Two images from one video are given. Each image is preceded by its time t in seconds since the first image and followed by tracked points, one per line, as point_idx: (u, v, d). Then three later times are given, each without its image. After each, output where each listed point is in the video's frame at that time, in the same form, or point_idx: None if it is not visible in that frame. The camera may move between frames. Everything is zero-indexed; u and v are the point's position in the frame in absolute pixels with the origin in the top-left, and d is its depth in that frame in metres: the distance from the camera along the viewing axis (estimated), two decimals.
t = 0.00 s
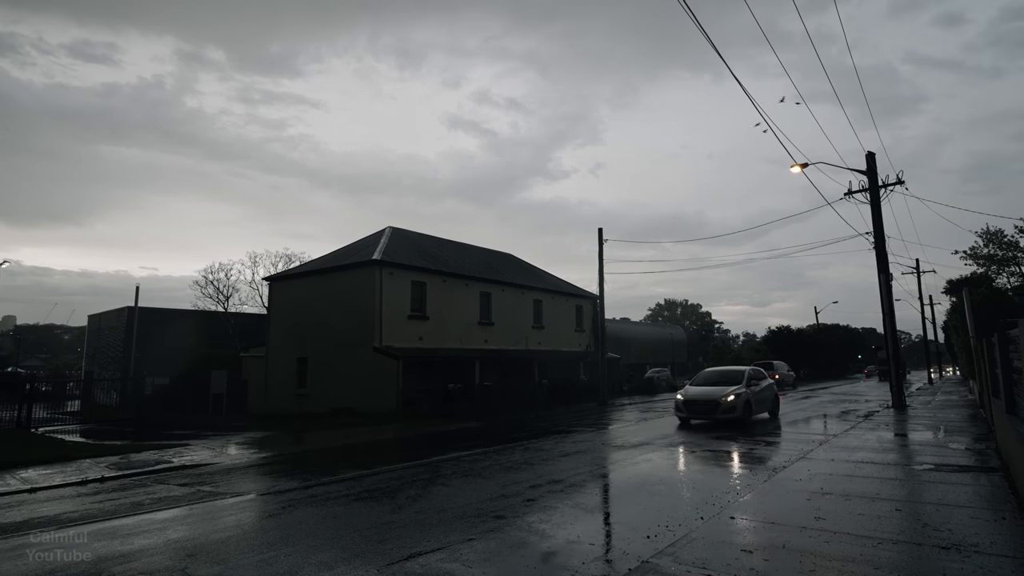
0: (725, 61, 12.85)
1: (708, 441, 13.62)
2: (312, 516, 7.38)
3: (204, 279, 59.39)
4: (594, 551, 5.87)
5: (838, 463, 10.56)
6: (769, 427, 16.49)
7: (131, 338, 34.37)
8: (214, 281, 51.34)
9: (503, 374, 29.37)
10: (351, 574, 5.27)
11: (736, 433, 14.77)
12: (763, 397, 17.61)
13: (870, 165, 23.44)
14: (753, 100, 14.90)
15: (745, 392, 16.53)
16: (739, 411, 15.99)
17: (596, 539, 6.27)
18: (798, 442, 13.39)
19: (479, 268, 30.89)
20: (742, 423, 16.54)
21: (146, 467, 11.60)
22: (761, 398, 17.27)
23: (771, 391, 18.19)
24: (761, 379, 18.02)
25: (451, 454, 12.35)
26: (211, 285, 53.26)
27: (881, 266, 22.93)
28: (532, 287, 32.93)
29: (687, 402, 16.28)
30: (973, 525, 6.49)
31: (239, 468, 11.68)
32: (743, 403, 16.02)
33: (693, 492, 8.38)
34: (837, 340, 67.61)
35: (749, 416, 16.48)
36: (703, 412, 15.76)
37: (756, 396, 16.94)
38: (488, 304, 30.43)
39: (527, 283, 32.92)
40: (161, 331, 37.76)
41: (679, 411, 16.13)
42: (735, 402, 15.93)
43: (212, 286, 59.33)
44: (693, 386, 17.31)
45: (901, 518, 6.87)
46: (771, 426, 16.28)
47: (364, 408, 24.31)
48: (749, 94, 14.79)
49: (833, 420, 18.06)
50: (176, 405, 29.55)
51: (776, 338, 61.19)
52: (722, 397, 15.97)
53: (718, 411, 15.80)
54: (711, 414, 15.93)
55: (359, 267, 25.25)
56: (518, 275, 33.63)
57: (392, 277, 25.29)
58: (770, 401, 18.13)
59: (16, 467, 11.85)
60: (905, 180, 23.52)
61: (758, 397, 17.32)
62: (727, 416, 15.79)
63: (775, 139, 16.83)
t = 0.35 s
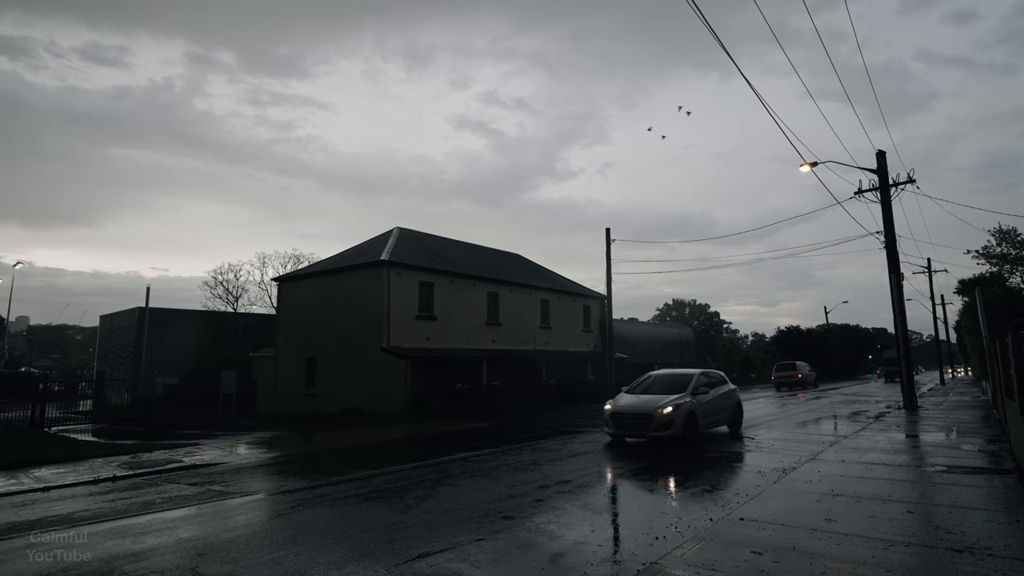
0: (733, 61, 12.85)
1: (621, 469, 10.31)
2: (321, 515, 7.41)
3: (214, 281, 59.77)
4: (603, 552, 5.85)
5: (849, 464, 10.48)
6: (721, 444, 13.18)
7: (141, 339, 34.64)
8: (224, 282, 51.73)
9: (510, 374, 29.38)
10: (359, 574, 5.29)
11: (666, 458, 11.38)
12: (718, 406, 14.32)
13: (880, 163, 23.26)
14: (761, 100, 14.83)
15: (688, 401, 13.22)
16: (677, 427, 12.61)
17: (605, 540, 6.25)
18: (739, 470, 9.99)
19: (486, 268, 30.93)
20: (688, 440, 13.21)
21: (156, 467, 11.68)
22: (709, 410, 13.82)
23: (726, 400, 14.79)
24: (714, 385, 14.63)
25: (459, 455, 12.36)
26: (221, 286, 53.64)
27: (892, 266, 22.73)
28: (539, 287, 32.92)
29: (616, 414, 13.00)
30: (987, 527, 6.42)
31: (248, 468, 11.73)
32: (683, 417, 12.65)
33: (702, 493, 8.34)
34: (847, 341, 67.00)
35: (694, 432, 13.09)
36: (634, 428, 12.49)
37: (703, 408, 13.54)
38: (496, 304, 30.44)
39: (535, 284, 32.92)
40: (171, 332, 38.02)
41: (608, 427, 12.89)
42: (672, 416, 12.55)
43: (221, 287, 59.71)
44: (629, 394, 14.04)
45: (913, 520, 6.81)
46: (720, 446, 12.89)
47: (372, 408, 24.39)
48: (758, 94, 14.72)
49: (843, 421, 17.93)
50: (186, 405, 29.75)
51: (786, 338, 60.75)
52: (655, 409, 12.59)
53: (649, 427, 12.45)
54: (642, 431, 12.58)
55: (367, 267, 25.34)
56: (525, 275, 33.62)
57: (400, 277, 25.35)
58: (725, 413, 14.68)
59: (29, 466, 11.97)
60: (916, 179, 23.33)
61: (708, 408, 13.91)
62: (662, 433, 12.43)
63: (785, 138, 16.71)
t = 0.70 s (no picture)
0: (740, 59, 12.89)
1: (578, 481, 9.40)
2: (328, 515, 7.44)
3: (222, 282, 59.97)
4: (611, 553, 5.83)
5: (858, 465, 10.39)
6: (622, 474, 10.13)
7: (150, 339, 34.87)
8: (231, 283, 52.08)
9: (516, 374, 29.41)
10: (365, 574, 5.30)
11: (534, 494, 8.45)
12: (631, 422, 11.33)
13: (889, 161, 23.08)
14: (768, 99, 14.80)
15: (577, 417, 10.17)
16: (556, 451, 9.56)
17: (612, 540, 6.24)
18: (605, 520, 7.00)
19: (492, 268, 30.92)
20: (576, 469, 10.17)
21: (165, 467, 11.74)
22: (610, 428, 10.66)
23: (643, 414, 11.64)
24: (625, 396, 11.55)
25: (465, 455, 12.40)
26: (229, 287, 53.92)
27: (901, 265, 22.53)
28: (546, 287, 32.88)
29: (481, 433, 10.05)
30: (998, 529, 6.36)
31: (256, 467, 11.76)
32: (565, 436, 9.64)
33: (709, 494, 8.31)
34: (856, 342, 66.46)
35: (584, 458, 10.03)
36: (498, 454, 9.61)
37: (602, 424, 10.48)
38: (502, 304, 30.43)
39: (541, 284, 32.88)
40: (180, 332, 38.30)
41: (472, 450, 10.00)
42: (547, 436, 9.54)
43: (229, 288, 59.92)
44: (512, 405, 11.07)
45: (924, 521, 6.75)
46: (614, 476, 9.79)
47: (379, 408, 24.44)
48: (765, 92, 14.68)
49: (851, 421, 17.81)
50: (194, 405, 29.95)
51: (793, 338, 60.36)
52: (525, 428, 9.61)
53: (516, 450, 9.53)
54: (508, 456, 9.64)
55: (374, 267, 25.41)
56: (531, 275, 33.60)
57: (407, 277, 25.41)
58: (639, 430, 11.51)
59: (40, 465, 12.08)
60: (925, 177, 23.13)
61: (612, 425, 10.87)
62: (532, 461, 9.48)
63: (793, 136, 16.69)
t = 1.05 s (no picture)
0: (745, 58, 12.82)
1: (582, 482, 9.35)
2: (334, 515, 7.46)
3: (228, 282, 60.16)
4: (615, 553, 5.81)
5: (866, 466, 10.31)
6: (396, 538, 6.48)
7: (158, 340, 35.10)
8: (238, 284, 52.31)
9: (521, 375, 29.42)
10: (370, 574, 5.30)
11: None
12: (448, 451, 7.67)
13: (897, 160, 22.92)
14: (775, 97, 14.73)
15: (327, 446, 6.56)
16: (273, 508, 6.03)
17: (617, 541, 6.21)
18: None
19: (497, 268, 30.91)
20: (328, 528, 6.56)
21: (172, 467, 11.78)
22: (397, 463, 7.05)
23: (476, 438, 8.05)
24: (446, 410, 7.97)
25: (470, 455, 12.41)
26: (236, 288, 54.16)
27: (909, 264, 22.37)
28: (550, 287, 32.84)
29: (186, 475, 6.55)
30: (1008, 531, 6.30)
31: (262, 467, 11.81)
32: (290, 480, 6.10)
33: (715, 494, 8.27)
34: (863, 342, 65.95)
35: (341, 511, 6.50)
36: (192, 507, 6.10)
37: (381, 457, 6.91)
38: (507, 304, 30.42)
39: (545, 284, 32.85)
40: (186, 333, 38.51)
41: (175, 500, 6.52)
42: (259, 479, 6.03)
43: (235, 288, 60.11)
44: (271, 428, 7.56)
45: (932, 522, 6.69)
46: (374, 543, 6.20)
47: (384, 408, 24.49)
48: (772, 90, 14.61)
49: (859, 421, 17.71)
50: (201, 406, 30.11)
51: (800, 338, 59.99)
52: (227, 468, 6.13)
53: (214, 502, 6.04)
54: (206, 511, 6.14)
55: (379, 268, 25.44)
56: (536, 275, 33.57)
57: (412, 277, 25.43)
58: (466, 460, 7.90)
59: (48, 465, 12.16)
60: (933, 176, 22.94)
61: (407, 457, 7.21)
62: (234, 519, 5.97)
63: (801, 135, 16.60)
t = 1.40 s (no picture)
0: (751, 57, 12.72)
1: (585, 483, 9.32)
2: (338, 515, 7.47)
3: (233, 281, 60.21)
4: (618, 554, 5.79)
5: (871, 466, 10.25)
6: None
7: (163, 339, 35.22)
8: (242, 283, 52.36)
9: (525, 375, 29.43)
10: (373, 574, 5.30)
11: None
12: None
13: (903, 160, 22.80)
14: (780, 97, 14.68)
15: None
16: None
17: (620, 542, 6.19)
18: None
19: (501, 268, 30.91)
20: None
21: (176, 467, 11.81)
22: None
23: (67, 487, 5.09)
24: (22, 448, 5.08)
25: (474, 455, 12.42)
26: (240, 288, 54.21)
27: (915, 264, 22.27)
28: (554, 287, 32.82)
29: None
30: (1015, 533, 6.25)
31: (266, 467, 11.85)
32: None
33: (717, 495, 8.25)
34: (867, 342, 65.56)
35: None
36: None
37: None
38: (511, 304, 30.42)
39: (549, 284, 32.83)
40: (191, 332, 38.65)
41: None
42: None
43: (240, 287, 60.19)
44: None
45: (938, 524, 6.64)
46: None
47: (388, 408, 24.53)
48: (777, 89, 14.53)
49: (864, 422, 17.64)
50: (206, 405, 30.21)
51: (804, 338, 59.82)
52: None
53: None
54: None
55: (383, 268, 25.46)
56: (540, 275, 33.54)
57: (416, 278, 25.45)
58: (31, 527, 4.88)
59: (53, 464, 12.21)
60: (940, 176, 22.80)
61: None
62: None
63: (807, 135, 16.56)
